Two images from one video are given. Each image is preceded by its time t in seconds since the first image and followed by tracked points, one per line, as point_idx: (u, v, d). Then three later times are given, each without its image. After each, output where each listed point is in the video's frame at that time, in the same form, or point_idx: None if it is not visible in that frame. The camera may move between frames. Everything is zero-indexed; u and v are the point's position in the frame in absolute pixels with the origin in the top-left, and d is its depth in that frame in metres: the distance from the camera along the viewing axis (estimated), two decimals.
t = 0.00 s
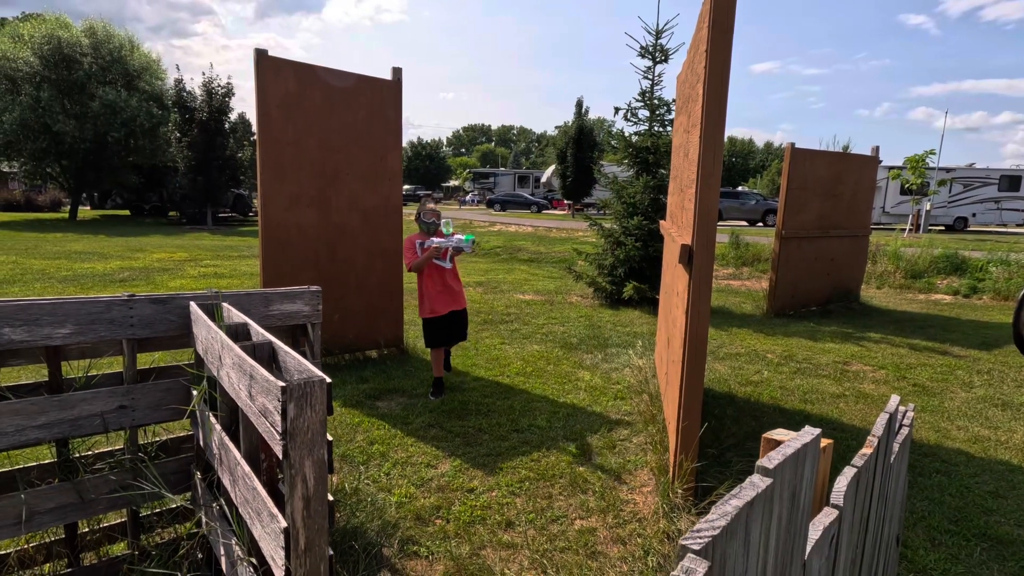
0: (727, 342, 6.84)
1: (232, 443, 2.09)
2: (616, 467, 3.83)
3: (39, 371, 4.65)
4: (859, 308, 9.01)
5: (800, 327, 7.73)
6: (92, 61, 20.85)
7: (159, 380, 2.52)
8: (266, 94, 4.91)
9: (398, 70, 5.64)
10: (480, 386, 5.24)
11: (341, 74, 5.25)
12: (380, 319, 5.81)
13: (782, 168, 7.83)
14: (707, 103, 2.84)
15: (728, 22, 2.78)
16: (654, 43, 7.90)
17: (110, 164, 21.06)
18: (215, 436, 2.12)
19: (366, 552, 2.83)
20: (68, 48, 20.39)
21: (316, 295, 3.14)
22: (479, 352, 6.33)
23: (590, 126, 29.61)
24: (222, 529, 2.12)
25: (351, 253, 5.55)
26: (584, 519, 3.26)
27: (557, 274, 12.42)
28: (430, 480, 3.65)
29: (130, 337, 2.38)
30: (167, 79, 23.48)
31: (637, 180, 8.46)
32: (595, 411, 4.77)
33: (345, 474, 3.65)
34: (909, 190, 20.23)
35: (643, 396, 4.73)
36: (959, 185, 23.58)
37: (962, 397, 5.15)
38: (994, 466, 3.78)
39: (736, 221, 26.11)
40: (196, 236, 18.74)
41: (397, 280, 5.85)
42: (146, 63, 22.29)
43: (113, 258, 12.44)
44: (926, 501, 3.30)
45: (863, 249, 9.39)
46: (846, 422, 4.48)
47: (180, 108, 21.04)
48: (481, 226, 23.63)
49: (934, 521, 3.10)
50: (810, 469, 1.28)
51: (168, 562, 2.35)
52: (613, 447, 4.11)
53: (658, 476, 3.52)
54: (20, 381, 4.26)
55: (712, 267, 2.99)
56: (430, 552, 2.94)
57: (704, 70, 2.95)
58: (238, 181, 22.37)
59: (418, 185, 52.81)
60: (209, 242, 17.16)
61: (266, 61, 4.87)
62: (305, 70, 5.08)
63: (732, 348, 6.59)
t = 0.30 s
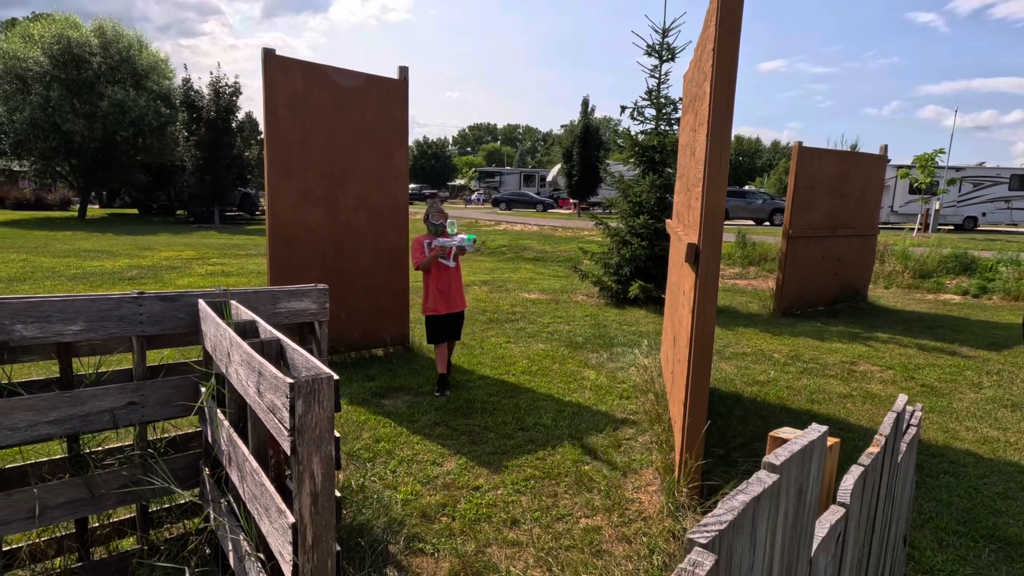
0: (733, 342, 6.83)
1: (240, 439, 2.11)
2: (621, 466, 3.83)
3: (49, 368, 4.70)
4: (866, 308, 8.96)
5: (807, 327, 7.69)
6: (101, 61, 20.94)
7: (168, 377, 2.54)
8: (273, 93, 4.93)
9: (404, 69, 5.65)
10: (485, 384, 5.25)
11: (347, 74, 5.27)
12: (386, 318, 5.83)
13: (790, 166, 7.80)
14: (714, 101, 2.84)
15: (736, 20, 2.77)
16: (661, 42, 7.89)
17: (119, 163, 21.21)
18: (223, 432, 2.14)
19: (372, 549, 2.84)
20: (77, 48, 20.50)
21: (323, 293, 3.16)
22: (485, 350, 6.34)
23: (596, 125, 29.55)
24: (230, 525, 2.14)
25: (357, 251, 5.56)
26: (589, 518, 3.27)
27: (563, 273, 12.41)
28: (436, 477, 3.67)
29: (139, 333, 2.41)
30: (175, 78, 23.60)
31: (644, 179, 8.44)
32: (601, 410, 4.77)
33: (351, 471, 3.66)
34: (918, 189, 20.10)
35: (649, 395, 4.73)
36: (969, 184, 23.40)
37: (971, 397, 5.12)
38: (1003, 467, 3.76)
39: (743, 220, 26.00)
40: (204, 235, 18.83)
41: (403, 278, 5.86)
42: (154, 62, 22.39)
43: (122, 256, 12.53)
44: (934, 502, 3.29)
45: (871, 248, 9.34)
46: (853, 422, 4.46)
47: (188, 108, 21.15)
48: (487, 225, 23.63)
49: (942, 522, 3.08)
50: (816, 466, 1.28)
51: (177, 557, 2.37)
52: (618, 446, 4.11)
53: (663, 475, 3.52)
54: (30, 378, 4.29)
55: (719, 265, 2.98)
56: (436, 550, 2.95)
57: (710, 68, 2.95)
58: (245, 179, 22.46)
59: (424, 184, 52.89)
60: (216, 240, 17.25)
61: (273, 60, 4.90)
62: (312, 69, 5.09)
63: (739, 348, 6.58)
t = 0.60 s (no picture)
0: (740, 342, 6.80)
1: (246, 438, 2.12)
2: (627, 466, 3.82)
3: (59, 366, 4.74)
4: (875, 309, 8.90)
5: (815, 328, 7.65)
6: (111, 61, 21.03)
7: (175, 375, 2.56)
8: (281, 92, 4.95)
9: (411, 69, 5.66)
10: (491, 384, 5.25)
11: (354, 73, 5.28)
12: (392, 317, 5.83)
13: (798, 166, 7.76)
14: (722, 101, 2.82)
15: (744, 19, 2.76)
16: (668, 41, 7.87)
17: (128, 162, 21.40)
18: (230, 431, 2.15)
19: (377, 547, 2.85)
20: (87, 48, 20.65)
21: (329, 292, 3.17)
22: (491, 350, 6.33)
23: (603, 125, 29.48)
24: (237, 523, 2.15)
25: (363, 250, 5.58)
26: (595, 518, 3.26)
27: (568, 273, 12.39)
28: (441, 477, 3.67)
29: (147, 332, 2.42)
30: (183, 78, 23.73)
31: (650, 179, 8.41)
32: (607, 410, 4.76)
33: (357, 470, 3.67)
34: (927, 189, 19.95)
35: (655, 395, 4.71)
36: (979, 184, 23.21)
37: (981, 399, 5.08)
38: (1013, 470, 3.73)
39: (749, 220, 25.89)
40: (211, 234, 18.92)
41: (409, 277, 5.87)
42: (162, 63, 22.53)
43: (130, 255, 12.61)
44: (943, 504, 3.26)
45: (880, 249, 9.27)
46: (861, 424, 4.43)
47: (197, 108, 21.25)
48: (492, 224, 23.62)
49: (951, 525, 3.06)
50: (825, 468, 1.27)
51: (184, 554, 2.39)
52: (624, 447, 4.10)
53: (669, 476, 3.51)
54: (40, 376, 4.33)
55: (726, 265, 2.97)
56: (441, 549, 2.95)
57: (718, 68, 2.94)
58: (252, 179, 22.56)
59: (430, 184, 52.95)
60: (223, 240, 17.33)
61: (281, 60, 4.92)
62: (319, 69, 5.11)
63: (746, 348, 6.55)
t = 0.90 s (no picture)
0: (746, 343, 6.77)
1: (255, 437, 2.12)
2: (634, 467, 3.81)
3: (68, 365, 4.76)
4: (882, 310, 8.85)
5: (822, 328, 7.61)
6: (119, 62, 21.11)
7: (185, 374, 2.57)
8: (288, 92, 4.96)
9: (417, 69, 5.67)
10: (497, 384, 5.25)
11: (361, 74, 5.29)
12: (398, 317, 5.84)
13: (805, 166, 7.73)
14: (730, 100, 2.81)
15: (752, 18, 2.75)
16: (674, 41, 7.85)
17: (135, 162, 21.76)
18: (239, 430, 2.16)
19: (385, 547, 2.86)
20: (95, 49, 20.75)
21: (337, 292, 3.17)
22: (496, 350, 6.33)
23: (608, 125, 29.44)
24: (245, 522, 2.15)
25: (370, 250, 5.59)
26: (601, 519, 3.26)
27: (574, 273, 12.38)
28: (448, 476, 3.67)
29: (157, 331, 2.44)
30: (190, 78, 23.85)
31: (656, 179, 8.39)
32: (613, 411, 4.75)
33: (363, 470, 3.68)
34: (935, 189, 19.81)
35: (661, 396, 4.70)
36: (988, 184, 23.05)
37: (990, 401, 5.04)
38: None
39: (756, 220, 25.79)
40: (218, 234, 18.99)
41: (415, 277, 5.88)
42: (170, 63, 22.66)
43: (137, 255, 12.68)
44: (953, 507, 3.24)
45: (888, 249, 9.22)
46: (869, 426, 4.40)
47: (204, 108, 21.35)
48: (498, 224, 23.61)
49: (961, 528, 3.04)
50: (842, 469, 1.26)
51: (193, 552, 2.40)
52: (630, 447, 4.09)
53: (676, 477, 3.49)
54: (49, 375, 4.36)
55: (733, 266, 2.95)
56: (448, 549, 2.95)
57: (726, 67, 2.92)
58: (259, 179, 22.64)
59: (435, 184, 53.03)
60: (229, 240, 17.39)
61: (288, 60, 4.93)
62: (326, 69, 5.12)
63: (752, 349, 6.52)
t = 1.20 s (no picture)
0: (751, 344, 6.75)
1: (263, 437, 2.13)
2: (639, 468, 3.80)
3: (75, 365, 4.78)
4: (888, 311, 8.81)
5: (827, 329, 7.58)
6: (125, 62, 21.21)
7: (192, 374, 2.58)
8: (293, 93, 4.97)
9: (422, 70, 5.67)
10: (501, 384, 5.25)
11: (366, 74, 5.29)
12: (402, 316, 5.84)
13: (810, 165, 7.70)
14: (737, 100, 2.80)
15: (758, 17, 2.74)
16: (679, 40, 7.84)
17: (141, 162, 21.83)
18: (247, 430, 2.16)
19: (390, 547, 2.86)
20: (101, 49, 20.84)
21: (343, 292, 3.17)
22: (501, 350, 6.34)
23: (612, 124, 29.40)
24: (252, 521, 2.16)
25: (375, 250, 5.60)
26: (606, 520, 3.25)
27: (578, 273, 12.37)
28: (453, 477, 3.67)
29: (164, 331, 2.45)
30: (196, 79, 23.94)
31: (661, 179, 8.38)
32: (618, 411, 4.75)
33: (369, 470, 3.68)
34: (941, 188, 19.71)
35: (666, 396, 4.69)
36: (995, 184, 22.94)
37: (997, 402, 5.02)
38: None
39: (760, 220, 25.71)
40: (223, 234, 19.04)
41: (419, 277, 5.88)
42: (176, 64, 22.76)
43: (143, 254, 12.73)
44: (960, 510, 3.22)
45: (893, 250, 9.18)
46: (876, 427, 4.38)
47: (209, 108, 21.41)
48: (501, 224, 23.61)
49: (969, 531, 3.02)
50: (856, 473, 1.25)
51: (201, 552, 2.41)
52: (635, 448, 4.08)
53: (681, 478, 3.49)
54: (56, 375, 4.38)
55: (739, 267, 2.94)
56: (453, 549, 2.95)
57: (732, 68, 2.91)
58: (263, 179, 22.70)
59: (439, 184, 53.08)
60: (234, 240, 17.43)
61: (293, 61, 4.94)
62: (331, 70, 5.13)
63: (757, 350, 6.50)
